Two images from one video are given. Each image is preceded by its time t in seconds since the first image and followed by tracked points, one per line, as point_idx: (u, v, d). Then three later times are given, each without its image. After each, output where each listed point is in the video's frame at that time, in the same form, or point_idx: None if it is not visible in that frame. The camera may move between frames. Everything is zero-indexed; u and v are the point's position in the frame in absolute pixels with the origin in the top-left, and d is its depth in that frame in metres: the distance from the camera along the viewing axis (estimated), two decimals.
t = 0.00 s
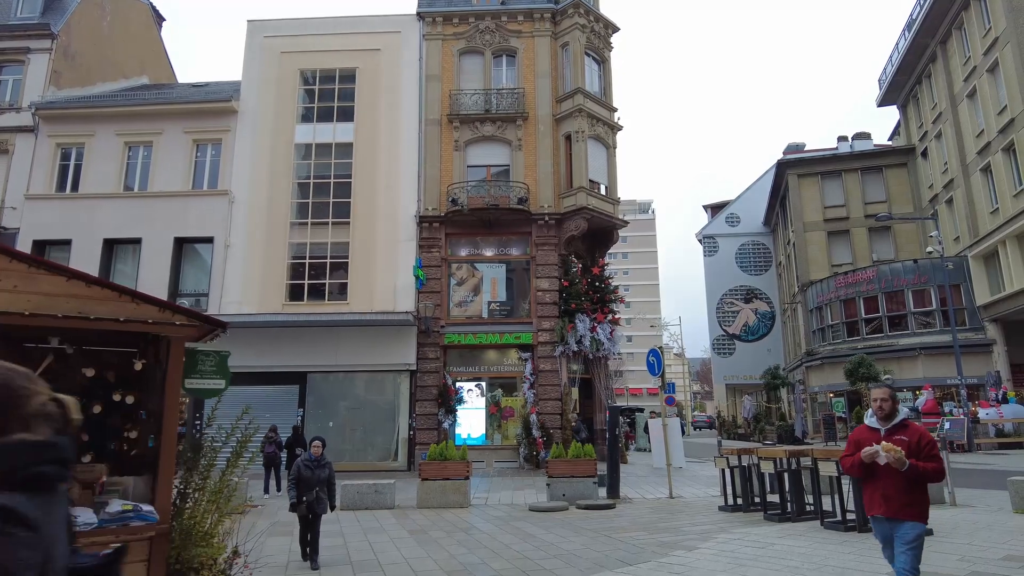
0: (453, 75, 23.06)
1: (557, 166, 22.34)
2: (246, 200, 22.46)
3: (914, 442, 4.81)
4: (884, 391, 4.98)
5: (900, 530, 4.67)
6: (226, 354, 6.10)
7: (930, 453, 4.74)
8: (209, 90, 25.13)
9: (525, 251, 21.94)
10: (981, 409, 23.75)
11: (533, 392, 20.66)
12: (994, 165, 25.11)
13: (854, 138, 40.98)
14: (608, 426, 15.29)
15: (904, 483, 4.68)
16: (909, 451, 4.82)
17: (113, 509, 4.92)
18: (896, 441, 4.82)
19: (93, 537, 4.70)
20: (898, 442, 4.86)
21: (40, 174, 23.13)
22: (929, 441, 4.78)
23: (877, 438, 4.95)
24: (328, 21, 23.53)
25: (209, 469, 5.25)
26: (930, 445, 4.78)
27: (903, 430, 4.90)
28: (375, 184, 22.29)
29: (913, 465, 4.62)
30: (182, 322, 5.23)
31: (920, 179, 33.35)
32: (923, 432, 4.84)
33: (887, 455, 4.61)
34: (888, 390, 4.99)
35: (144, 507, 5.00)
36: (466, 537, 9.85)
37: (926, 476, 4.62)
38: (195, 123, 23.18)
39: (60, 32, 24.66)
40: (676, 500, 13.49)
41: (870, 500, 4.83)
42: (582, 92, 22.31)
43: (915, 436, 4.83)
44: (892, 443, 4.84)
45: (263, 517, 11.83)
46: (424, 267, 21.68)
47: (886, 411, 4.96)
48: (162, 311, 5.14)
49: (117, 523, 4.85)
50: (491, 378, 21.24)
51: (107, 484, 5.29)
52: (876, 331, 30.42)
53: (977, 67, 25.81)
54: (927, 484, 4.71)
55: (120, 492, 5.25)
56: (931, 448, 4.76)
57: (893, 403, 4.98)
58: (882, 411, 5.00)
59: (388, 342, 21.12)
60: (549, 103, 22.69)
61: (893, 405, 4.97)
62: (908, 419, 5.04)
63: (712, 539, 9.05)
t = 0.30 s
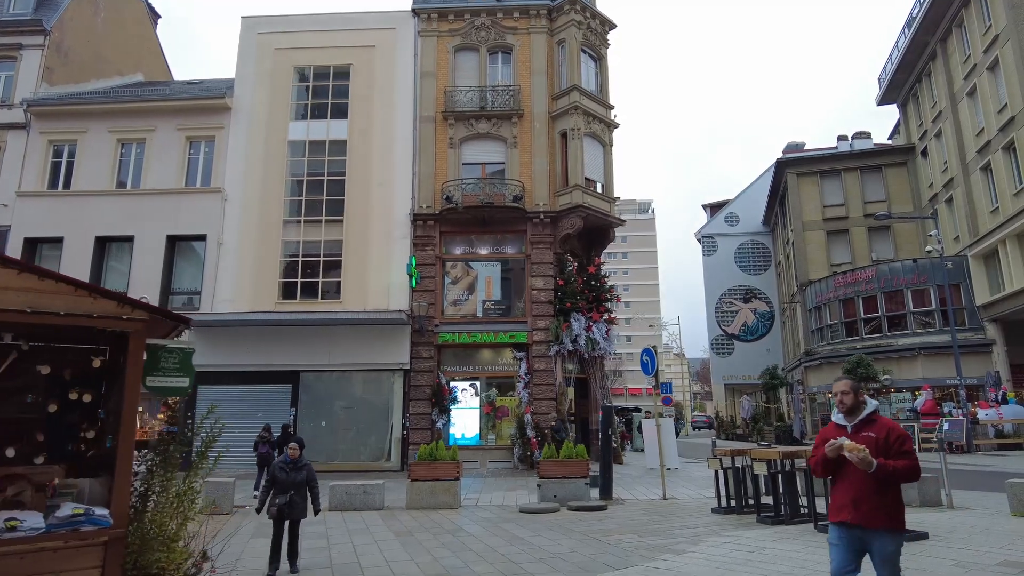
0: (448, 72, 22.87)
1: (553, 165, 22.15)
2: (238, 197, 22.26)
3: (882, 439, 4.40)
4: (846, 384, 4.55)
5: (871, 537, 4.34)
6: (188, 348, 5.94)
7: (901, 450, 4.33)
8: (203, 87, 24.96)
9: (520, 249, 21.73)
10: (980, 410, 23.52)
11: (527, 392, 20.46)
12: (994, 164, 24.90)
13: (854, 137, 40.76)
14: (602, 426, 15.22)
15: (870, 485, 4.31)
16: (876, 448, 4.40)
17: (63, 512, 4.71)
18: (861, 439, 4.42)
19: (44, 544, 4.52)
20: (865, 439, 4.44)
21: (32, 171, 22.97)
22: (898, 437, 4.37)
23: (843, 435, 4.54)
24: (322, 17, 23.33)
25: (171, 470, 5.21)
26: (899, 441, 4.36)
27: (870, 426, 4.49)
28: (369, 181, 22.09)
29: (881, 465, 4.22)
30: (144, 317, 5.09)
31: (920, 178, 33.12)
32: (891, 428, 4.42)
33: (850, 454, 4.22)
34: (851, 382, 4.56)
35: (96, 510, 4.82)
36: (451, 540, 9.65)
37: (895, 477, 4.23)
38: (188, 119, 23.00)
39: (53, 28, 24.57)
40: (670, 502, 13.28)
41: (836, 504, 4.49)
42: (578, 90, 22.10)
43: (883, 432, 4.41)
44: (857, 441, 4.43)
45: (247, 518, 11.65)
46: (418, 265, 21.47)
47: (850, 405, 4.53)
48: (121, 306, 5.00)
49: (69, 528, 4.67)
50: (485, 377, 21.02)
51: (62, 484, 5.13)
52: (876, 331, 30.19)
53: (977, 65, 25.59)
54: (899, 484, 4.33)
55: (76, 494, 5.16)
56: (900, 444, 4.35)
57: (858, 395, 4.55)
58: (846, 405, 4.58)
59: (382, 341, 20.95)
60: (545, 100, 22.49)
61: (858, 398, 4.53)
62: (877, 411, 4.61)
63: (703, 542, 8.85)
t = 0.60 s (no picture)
0: (443, 68, 22.67)
1: (548, 162, 21.96)
2: (231, 194, 22.10)
3: (829, 448, 3.83)
4: (789, 386, 4.00)
5: (820, 558, 3.79)
6: (153, 345, 5.93)
7: (850, 460, 3.76)
8: (195, 84, 24.77)
9: (515, 247, 21.58)
10: (979, 410, 23.36)
11: (522, 391, 20.32)
12: (993, 162, 24.73)
13: (854, 136, 40.56)
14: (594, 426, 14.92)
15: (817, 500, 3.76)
16: (824, 459, 3.83)
17: (10, 514, 4.59)
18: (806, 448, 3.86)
19: None
20: (812, 449, 3.88)
21: (23, 168, 22.82)
22: (848, 446, 3.80)
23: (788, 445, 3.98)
24: (316, 13, 23.15)
25: (132, 472, 5.05)
26: (849, 450, 3.78)
27: (818, 433, 3.92)
28: (362, 179, 21.92)
29: (829, 479, 3.66)
30: (102, 309, 5.00)
31: (919, 176, 32.96)
32: (841, 436, 3.85)
33: (793, 465, 3.67)
34: (795, 383, 4.01)
35: (45, 513, 4.68)
36: (436, 541, 9.50)
37: (844, 490, 3.66)
38: (181, 116, 22.83)
39: (45, 25, 24.49)
40: (662, 501, 13.12)
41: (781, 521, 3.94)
42: (573, 86, 21.91)
43: (831, 441, 3.85)
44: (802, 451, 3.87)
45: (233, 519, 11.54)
46: (412, 263, 21.29)
47: (793, 410, 3.97)
48: (76, 299, 4.89)
49: (15, 531, 4.55)
50: (479, 376, 20.87)
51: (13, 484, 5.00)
52: (874, 330, 30.04)
53: (976, 61, 25.39)
54: (852, 499, 3.77)
55: (27, 494, 5.01)
56: (851, 453, 3.77)
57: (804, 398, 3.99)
58: (789, 410, 4.00)
59: (375, 340, 20.77)
60: (540, 97, 22.30)
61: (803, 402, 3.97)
62: (826, 416, 4.03)
63: (691, 544, 8.68)
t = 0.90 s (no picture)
0: (437, 67, 22.54)
1: (542, 161, 21.80)
2: (223, 194, 21.95)
3: (767, 454, 3.46)
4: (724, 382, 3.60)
5: None
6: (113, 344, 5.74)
7: (790, 468, 3.37)
8: (188, 83, 24.64)
9: (509, 247, 21.42)
10: (978, 410, 23.17)
11: (516, 392, 20.15)
12: (992, 161, 24.55)
13: (853, 136, 40.35)
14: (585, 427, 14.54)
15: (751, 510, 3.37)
16: (761, 466, 3.44)
17: None
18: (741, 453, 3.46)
19: None
20: (747, 452, 3.49)
21: (15, 168, 22.72)
22: (787, 452, 3.42)
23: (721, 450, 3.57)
24: (309, 12, 23.03)
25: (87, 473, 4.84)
26: (788, 458, 3.40)
27: (755, 436, 3.54)
28: (356, 179, 21.78)
29: (767, 488, 3.25)
30: (54, 305, 5.01)
31: (918, 175, 32.79)
32: (780, 442, 3.47)
33: (729, 473, 3.24)
34: (733, 379, 3.61)
35: None
36: (420, 545, 9.35)
37: (783, 501, 3.25)
38: (173, 116, 22.70)
39: (38, 24, 24.46)
40: (655, 504, 12.94)
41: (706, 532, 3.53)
42: (568, 84, 21.76)
43: (770, 446, 3.46)
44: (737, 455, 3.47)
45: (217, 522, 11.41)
46: (405, 263, 21.12)
47: (728, 409, 3.58)
48: (29, 297, 4.81)
49: None
50: (474, 377, 20.69)
51: None
52: (872, 330, 29.82)
53: (974, 59, 25.22)
54: (789, 514, 3.39)
55: None
56: (791, 463, 3.38)
57: (740, 396, 3.59)
58: (723, 411, 3.61)
59: (368, 340, 20.62)
60: (535, 96, 22.15)
61: (738, 401, 3.57)
62: (765, 419, 3.65)
63: (678, 548, 8.53)
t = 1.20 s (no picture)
0: (435, 67, 22.42)
1: (541, 160, 21.62)
2: (221, 195, 21.86)
3: (696, 465, 3.06)
4: (645, 384, 3.15)
5: None
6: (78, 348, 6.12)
7: (721, 484, 2.99)
8: (186, 83, 24.55)
9: (508, 247, 21.23)
10: (984, 411, 22.87)
11: (515, 393, 19.95)
12: (997, 159, 24.25)
13: (857, 134, 40.01)
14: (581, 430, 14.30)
15: (679, 533, 2.97)
16: (689, 479, 3.05)
17: None
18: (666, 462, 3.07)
19: None
20: (675, 464, 3.09)
21: (13, 170, 22.67)
22: (720, 463, 3.02)
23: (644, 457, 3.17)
24: (307, 12, 22.94)
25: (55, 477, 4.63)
26: (718, 470, 3.01)
27: (684, 444, 3.13)
28: (353, 180, 21.66)
29: (692, 505, 2.87)
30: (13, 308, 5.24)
31: (922, 174, 32.50)
32: (712, 452, 3.06)
33: (649, 485, 2.86)
34: (658, 380, 3.18)
35: None
36: (410, 550, 9.19)
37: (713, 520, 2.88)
38: (171, 117, 22.62)
39: (36, 26, 24.47)
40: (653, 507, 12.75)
41: (630, 553, 3.12)
42: (567, 83, 21.59)
43: (699, 457, 3.06)
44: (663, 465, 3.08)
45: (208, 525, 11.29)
46: (403, 264, 20.97)
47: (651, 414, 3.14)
48: None
49: None
50: (473, 378, 20.52)
51: None
52: (876, 330, 29.45)
53: (979, 56, 24.93)
54: (721, 533, 3.02)
55: None
56: (722, 477, 2.99)
57: (665, 400, 3.16)
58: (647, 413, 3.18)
59: (366, 341, 20.48)
60: (533, 95, 21.98)
61: (662, 405, 3.14)
62: (697, 422, 3.24)
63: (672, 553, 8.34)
